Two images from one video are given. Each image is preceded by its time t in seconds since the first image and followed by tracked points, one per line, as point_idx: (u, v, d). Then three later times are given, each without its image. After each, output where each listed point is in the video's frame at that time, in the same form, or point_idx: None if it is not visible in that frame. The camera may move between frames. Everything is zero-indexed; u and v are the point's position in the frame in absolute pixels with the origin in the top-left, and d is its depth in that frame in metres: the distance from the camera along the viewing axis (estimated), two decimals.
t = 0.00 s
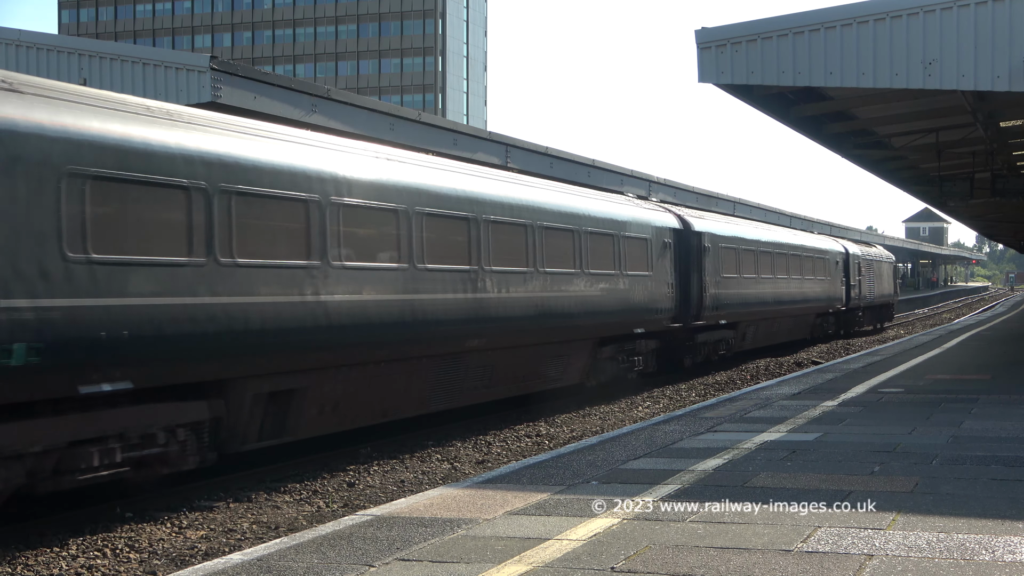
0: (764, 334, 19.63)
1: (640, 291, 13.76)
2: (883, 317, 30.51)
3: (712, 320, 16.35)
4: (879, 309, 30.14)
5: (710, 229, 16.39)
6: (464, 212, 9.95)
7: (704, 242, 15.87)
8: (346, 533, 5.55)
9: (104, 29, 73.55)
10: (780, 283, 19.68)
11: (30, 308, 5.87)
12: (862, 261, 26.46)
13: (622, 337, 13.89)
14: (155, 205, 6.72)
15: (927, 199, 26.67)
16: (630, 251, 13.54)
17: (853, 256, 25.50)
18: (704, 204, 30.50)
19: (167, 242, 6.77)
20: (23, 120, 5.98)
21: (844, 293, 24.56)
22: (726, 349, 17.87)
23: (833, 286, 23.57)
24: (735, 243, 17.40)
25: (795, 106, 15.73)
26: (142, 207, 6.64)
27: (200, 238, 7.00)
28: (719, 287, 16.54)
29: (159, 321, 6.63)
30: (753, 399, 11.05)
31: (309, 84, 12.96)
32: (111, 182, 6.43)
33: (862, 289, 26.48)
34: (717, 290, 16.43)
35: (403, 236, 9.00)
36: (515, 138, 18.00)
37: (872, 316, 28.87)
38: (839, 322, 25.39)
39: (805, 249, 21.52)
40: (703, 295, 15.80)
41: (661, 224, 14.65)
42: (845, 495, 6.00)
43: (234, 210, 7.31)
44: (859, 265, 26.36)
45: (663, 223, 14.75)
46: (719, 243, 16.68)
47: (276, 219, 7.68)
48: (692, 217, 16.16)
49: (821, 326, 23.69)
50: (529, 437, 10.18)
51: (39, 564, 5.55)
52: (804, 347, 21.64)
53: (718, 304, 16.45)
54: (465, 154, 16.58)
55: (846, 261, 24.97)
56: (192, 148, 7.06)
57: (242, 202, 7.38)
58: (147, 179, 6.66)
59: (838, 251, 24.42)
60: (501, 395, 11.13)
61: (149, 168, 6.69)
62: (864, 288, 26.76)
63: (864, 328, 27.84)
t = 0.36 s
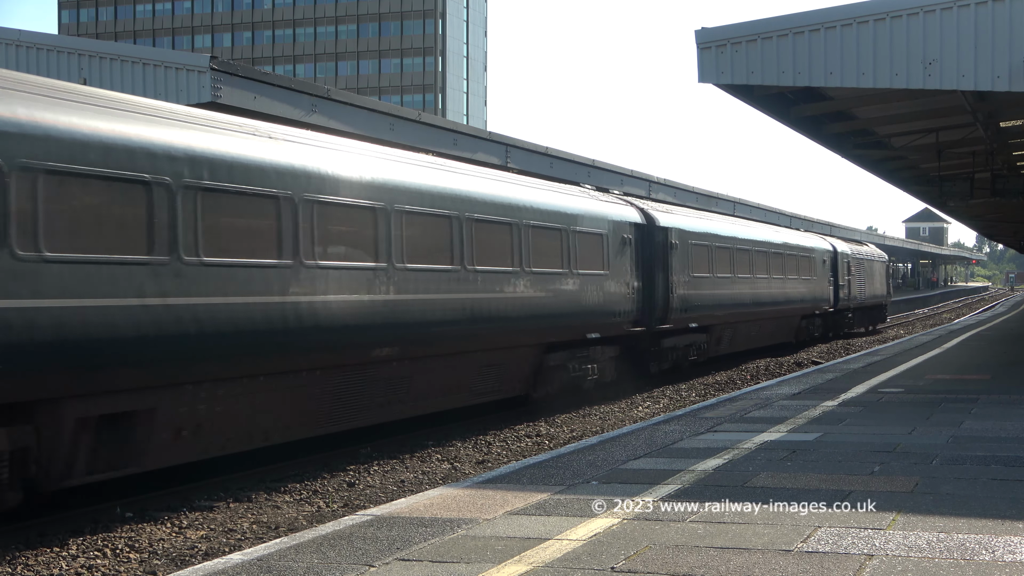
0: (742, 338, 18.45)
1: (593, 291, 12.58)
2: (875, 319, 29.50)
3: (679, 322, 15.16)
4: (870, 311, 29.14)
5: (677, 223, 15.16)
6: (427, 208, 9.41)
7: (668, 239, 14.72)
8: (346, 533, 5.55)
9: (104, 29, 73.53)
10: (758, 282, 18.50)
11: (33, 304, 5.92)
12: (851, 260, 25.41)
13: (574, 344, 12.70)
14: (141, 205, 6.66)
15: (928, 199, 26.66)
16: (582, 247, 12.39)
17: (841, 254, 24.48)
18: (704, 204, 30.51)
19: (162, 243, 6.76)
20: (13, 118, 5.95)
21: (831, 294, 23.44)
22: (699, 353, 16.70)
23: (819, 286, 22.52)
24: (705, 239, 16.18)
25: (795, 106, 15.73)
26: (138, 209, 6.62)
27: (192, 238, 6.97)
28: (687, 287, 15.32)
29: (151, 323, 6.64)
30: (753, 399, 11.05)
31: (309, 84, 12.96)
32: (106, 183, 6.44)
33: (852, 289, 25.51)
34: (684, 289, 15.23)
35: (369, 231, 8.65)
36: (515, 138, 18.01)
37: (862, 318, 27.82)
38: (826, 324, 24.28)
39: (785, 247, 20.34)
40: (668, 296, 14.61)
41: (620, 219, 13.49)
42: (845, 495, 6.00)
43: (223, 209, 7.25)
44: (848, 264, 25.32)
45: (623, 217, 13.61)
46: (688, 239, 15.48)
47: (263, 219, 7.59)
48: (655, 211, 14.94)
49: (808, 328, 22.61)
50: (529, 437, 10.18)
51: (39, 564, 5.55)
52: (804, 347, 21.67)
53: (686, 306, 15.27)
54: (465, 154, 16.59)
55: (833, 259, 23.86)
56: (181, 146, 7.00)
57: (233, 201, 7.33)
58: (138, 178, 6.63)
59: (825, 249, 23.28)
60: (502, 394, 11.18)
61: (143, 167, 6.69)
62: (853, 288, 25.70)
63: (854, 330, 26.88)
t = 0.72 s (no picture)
0: (717, 341, 17.20)
1: (536, 292, 11.33)
2: (866, 320, 28.34)
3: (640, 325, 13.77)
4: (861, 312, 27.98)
5: (639, 217, 13.77)
6: (350, 198, 8.50)
7: (629, 233, 13.39)
8: (346, 533, 5.55)
9: (104, 29, 73.53)
10: (735, 282, 17.16)
11: (46, 304, 5.97)
12: (841, 259, 24.23)
13: (515, 351, 11.43)
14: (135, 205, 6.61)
15: (928, 199, 26.65)
16: (522, 241, 11.13)
17: (830, 252, 23.23)
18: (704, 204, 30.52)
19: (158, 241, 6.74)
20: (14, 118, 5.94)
21: (818, 295, 22.24)
22: (667, 359, 15.37)
23: (806, 287, 21.31)
24: (674, 235, 14.77)
25: (795, 106, 15.72)
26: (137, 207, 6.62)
27: (192, 239, 6.99)
28: (651, 288, 13.92)
29: (156, 323, 6.67)
30: (753, 399, 11.05)
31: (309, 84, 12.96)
32: (107, 183, 6.44)
33: (842, 290, 24.39)
34: (648, 290, 13.84)
35: (352, 226, 8.49)
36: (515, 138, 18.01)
37: (853, 319, 26.68)
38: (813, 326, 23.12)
39: (764, 244, 18.92)
40: (627, 297, 13.35)
41: (569, 212, 12.29)
42: (845, 495, 6.00)
43: (217, 210, 7.21)
44: (838, 262, 24.16)
45: (573, 210, 12.42)
46: (653, 236, 14.06)
47: (258, 217, 7.56)
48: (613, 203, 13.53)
49: (794, 331, 21.48)
50: (528, 437, 10.17)
51: (39, 564, 5.55)
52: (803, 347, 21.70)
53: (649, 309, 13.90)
54: (465, 154, 16.59)
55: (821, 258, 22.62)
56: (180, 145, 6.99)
57: (225, 200, 7.28)
58: (134, 177, 6.60)
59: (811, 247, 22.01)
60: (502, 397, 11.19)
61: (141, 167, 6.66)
62: (843, 287, 24.55)
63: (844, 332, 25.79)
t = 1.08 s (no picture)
0: (690, 346, 16.02)
1: (462, 293, 9.99)
2: (857, 322, 27.25)
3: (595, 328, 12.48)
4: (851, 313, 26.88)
5: (594, 210, 12.46)
6: (211, 181, 7.14)
7: (580, 228, 12.09)
8: (346, 533, 5.55)
9: (104, 29, 73.53)
10: (708, 282, 15.94)
11: (60, 303, 6.03)
12: (828, 258, 23.07)
13: (437, 361, 10.09)
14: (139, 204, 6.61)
15: (928, 199, 26.66)
16: (446, 234, 9.78)
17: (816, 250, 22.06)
18: (704, 203, 30.54)
19: (163, 242, 6.76)
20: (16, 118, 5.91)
21: (803, 296, 21.11)
22: (630, 367, 14.12)
23: (789, 287, 20.21)
24: (636, 229, 13.53)
25: (795, 106, 15.72)
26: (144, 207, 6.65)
27: (193, 239, 6.96)
28: (607, 288, 12.63)
29: (163, 323, 6.70)
30: (752, 399, 11.06)
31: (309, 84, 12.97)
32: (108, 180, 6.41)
33: (830, 290, 23.28)
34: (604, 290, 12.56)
35: (262, 221, 7.56)
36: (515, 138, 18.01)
37: (842, 321, 25.60)
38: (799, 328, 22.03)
39: (741, 242, 17.63)
40: (577, 299, 12.01)
41: (505, 203, 10.97)
42: (845, 495, 6.00)
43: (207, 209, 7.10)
44: (825, 261, 23.03)
45: (510, 201, 11.09)
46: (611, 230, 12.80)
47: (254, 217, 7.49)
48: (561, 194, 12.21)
49: (777, 334, 20.41)
50: (528, 437, 10.17)
51: (39, 564, 5.55)
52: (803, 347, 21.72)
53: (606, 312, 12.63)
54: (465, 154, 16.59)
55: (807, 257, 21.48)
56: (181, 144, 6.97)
57: (215, 198, 7.17)
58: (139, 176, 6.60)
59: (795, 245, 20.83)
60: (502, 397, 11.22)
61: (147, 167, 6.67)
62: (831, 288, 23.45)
63: (833, 334, 24.75)
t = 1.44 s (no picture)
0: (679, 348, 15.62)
1: (363, 295, 8.64)
2: (845, 324, 26.12)
3: (536, 332, 11.20)
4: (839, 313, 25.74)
5: (534, 201, 11.23)
6: (16, 158, 5.86)
7: (517, 221, 10.78)
8: (346, 533, 5.55)
9: (104, 29, 73.52)
10: (674, 282, 14.72)
11: (54, 302, 5.99)
12: (814, 256, 21.89)
13: (333, 374, 8.71)
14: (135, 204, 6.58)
15: (928, 199, 26.66)
16: (341, 226, 8.45)
17: (800, 248, 20.82)
18: (704, 204, 30.55)
19: (153, 242, 6.67)
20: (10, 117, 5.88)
21: (784, 297, 19.93)
22: (584, 376, 12.82)
23: (769, 288, 19.07)
24: (586, 222, 12.31)
25: (796, 106, 15.72)
26: (141, 209, 6.63)
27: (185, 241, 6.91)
28: (550, 288, 11.40)
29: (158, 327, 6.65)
30: (752, 399, 11.06)
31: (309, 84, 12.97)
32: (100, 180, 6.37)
33: (815, 290, 22.14)
34: (546, 290, 11.32)
35: (89, 208, 6.27)
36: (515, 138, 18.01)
37: (829, 322, 24.46)
38: (781, 329, 20.93)
39: (714, 239, 16.35)
40: (512, 301, 10.68)
41: (421, 190, 9.60)
42: (845, 495, 6.00)
43: (197, 211, 7.05)
44: (810, 260, 21.86)
45: (428, 188, 9.72)
46: (556, 223, 11.60)
47: (236, 215, 7.39)
48: (494, 181, 10.88)
49: (755, 337, 19.31)
50: (528, 437, 10.17)
51: (38, 564, 5.54)
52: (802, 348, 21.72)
53: (549, 315, 11.38)
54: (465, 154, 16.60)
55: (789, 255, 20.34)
56: (180, 146, 6.98)
57: (204, 199, 7.11)
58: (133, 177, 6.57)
59: (776, 242, 19.63)
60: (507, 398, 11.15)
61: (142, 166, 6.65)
62: (816, 287, 22.29)
63: (819, 336, 23.63)
